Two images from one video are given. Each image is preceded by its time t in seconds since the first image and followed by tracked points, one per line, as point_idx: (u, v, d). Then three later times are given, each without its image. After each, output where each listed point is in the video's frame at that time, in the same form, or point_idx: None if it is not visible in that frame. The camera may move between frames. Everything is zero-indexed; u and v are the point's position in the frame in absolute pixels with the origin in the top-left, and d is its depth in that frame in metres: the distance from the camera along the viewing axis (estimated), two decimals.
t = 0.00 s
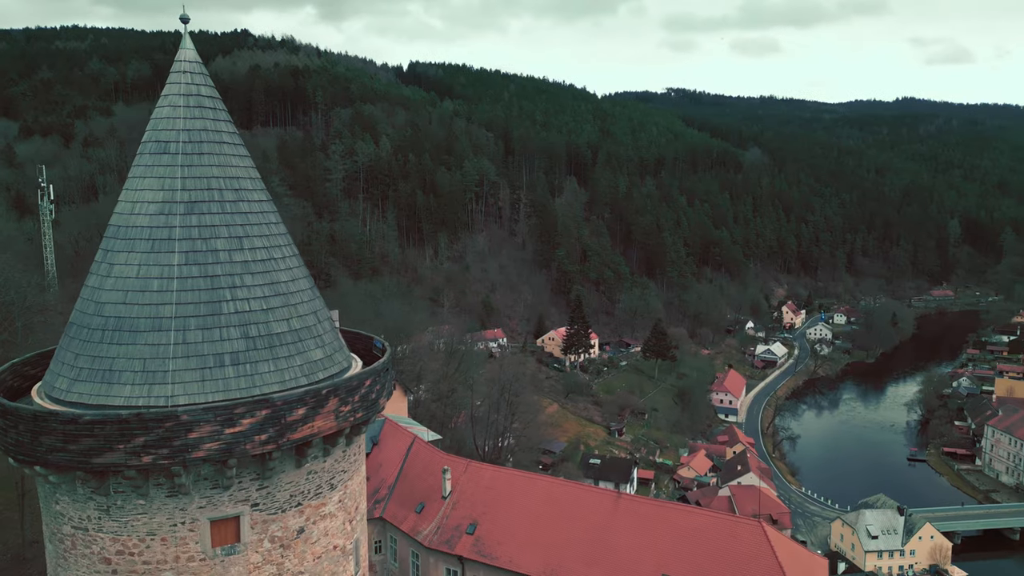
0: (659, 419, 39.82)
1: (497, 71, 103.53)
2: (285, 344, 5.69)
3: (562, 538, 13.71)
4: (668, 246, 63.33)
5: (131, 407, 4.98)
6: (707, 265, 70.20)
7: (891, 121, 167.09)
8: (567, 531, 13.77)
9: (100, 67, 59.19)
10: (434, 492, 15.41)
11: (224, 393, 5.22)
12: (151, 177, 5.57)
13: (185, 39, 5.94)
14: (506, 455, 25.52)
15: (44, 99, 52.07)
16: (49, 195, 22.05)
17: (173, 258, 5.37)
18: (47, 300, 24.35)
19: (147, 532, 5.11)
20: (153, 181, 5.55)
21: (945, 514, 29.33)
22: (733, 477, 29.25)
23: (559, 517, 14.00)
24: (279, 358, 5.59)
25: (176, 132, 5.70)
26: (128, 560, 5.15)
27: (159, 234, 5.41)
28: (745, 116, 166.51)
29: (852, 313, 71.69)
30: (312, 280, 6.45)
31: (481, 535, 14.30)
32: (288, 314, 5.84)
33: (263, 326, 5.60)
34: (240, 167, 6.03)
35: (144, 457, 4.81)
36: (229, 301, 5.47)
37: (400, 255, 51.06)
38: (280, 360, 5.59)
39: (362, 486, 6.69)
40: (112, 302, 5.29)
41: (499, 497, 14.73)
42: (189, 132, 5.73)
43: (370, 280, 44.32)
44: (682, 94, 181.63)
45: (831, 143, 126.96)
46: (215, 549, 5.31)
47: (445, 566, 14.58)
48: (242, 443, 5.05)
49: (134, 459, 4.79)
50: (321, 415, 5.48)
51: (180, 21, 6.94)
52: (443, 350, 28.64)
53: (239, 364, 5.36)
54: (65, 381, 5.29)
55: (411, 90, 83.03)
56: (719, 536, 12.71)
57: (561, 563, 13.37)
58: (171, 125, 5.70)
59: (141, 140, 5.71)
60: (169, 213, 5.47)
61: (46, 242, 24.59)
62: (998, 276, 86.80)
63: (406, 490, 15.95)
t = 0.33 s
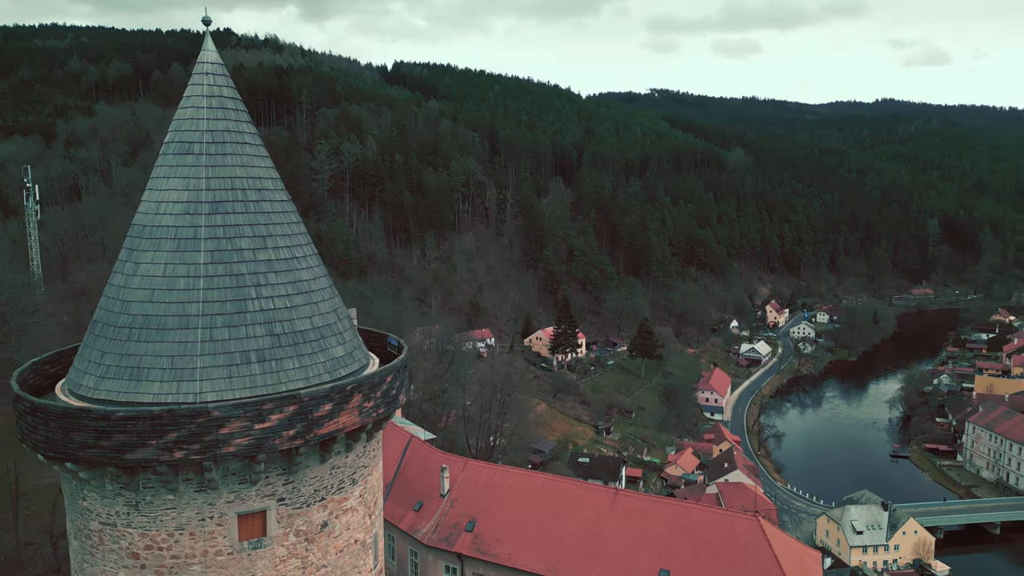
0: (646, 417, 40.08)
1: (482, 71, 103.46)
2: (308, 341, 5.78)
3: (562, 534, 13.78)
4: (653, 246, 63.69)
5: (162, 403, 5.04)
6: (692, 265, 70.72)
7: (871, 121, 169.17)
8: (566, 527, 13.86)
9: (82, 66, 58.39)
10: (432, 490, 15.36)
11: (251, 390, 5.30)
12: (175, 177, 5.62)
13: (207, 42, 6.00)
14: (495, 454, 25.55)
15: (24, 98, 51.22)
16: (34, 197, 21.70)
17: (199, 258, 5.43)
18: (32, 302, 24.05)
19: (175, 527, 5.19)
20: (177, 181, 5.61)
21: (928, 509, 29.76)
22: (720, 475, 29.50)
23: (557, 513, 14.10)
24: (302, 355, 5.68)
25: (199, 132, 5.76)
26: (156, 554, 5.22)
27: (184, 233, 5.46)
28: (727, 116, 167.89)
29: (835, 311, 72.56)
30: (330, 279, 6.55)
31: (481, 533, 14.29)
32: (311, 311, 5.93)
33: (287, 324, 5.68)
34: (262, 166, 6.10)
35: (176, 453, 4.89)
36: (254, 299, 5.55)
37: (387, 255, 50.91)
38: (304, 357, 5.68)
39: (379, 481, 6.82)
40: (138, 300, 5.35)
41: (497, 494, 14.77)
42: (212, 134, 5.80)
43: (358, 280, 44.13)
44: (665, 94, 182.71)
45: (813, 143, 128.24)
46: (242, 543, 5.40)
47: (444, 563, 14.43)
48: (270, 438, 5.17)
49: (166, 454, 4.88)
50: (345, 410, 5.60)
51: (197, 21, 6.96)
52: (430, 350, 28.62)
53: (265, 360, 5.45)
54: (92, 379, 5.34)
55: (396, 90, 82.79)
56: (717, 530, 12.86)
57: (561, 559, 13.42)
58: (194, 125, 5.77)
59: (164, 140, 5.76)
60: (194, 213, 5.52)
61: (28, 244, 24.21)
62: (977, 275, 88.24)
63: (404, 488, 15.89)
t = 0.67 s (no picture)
0: (619, 415, 40.46)
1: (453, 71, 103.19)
2: (315, 337, 5.77)
3: (547, 530, 13.89)
4: (626, 246, 64.27)
5: (173, 401, 4.99)
6: (663, 264, 71.64)
7: (835, 122, 173.00)
8: (551, 522, 13.98)
9: (42, 63, 56.71)
10: (416, 489, 15.31)
11: (261, 387, 5.28)
12: (182, 176, 5.56)
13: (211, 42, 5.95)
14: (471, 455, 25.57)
15: None
16: None
17: (207, 256, 5.39)
18: None
19: (187, 523, 5.15)
20: (184, 180, 5.55)
21: (893, 501, 30.64)
22: (693, 471, 29.93)
23: (542, 509, 14.21)
24: (310, 352, 5.67)
25: (205, 132, 5.70)
26: (167, 551, 5.17)
27: (192, 232, 5.42)
28: (696, 117, 170.12)
29: (801, 309, 74.09)
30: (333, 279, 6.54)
31: (466, 530, 14.32)
32: (316, 309, 5.90)
33: (294, 321, 5.66)
34: (266, 165, 6.06)
35: (189, 449, 4.87)
36: (262, 297, 5.52)
37: (360, 255, 50.50)
38: (311, 355, 5.67)
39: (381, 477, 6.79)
40: (147, 299, 5.29)
41: (482, 491, 14.82)
42: (218, 134, 5.74)
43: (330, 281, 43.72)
44: (635, 95, 184.62)
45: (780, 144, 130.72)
46: (252, 538, 5.38)
47: (430, 561, 14.40)
48: (282, 433, 5.16)
49: (181, 451, 4.86)
50: (353, 405, 5.61)
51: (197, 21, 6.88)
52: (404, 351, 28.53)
53: (274, 358, 5.43)
54: (99, 378, 5.26)
55: (367, 90, 82.17)
56: (698, 521, 13.13)
57: (547, 555, 13.53)
58: (200, 125, 5.70)
59: (169, 139, 5.69)
60: (201, 212, 5.47)
61: None
62: (937, 273, 90.91)
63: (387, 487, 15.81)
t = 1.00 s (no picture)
0: (574, 413, 40.88)
1: (405, 71, 102.38)
2: (299, 336, 5.66)
3: (513, 526, 13.99)
4: (578, 245, 65.14)
5: (161, 401, 4.85)
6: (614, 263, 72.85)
7: (778, 124, 178.98)
8: (517, 519, 14.08)
9: None
10: (380, 489, 15.17)
11: (247, 385, 5.16)
12: (163, 176, 5.41)
13: (190, 42, 5.82)
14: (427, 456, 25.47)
15: None
16: None
17: (190, 255, 5.24)
18: None
19: (173, 523, 5.00)
20: (164, 178, 5.40)
21: (837, 490, 31.97)
22: (646, 465, 30.57)
23: (509, 506, 14.29)
24: (294, 352, 5.56)
25: (186, 132, 5.55)
26: (153, 551, 4.99)
27: (175, 231, 5.27)
28: (645, 119, 173.64)
29: (747, 306, 76.34)
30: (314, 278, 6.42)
31: (432, 528, 14.28)
32: (300, 308, 5.79)
33: (279, 320, 5.55)
34: (248, 164, 5.93)
35: (179, 448, 4.74)
36: (247, 297, 5.41)
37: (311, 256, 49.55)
38: (296, 354, 5.56)
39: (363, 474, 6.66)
40: (130, 300, 5.12)
41: (448, 490, 14.79)
42: (200, 133, 5.59)
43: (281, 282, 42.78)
44: (585, 96, 186.99)
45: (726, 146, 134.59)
46: (239, 536, 5.23)
47: (395, 561, 14.33)
48: (271, 430, 5.05)
49: (169, 450, 4.73)
50: (340, 402, 5.52)
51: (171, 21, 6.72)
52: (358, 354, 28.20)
53: (260, 357, 5.31)
54: (81, 379, 5.07)
55: (316, 88, 80.75)
56: (661, 513, 13.47)
57: (512, 550, 13.63)
58: (181, 125, 5.55)
59: (147, 139, 5.52)
60: (184, 211, 5.33)
61: None
62: (874, 270, 95.02)
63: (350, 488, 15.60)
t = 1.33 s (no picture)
0: (517, 411, 41.14)
1: (341, 69, 100.54)
2: (267, 336, 5.56)
3: (465, 524, 14.04)
4: (519, 246, 65.83)
5: (131, 403, 4.72)
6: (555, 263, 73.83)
7: (709, 127, 185.35)
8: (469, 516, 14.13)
9: None
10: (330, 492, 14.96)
11: (217, 387, 5.06)
12: (126, 175, 5.24)
13: (150, 39, 5.63)
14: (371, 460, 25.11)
15: None
16: None
17: (156, 256, 5.12)
18: None
19: (143, 525, 4.85)
20: (126, 178, 5.24)
21: (770, 480, 33.44)
22: (589, 462, 31.12)
23: (461, 504, 14.32)
24: (263, 350, 5.46)
25: (149, 132, 5.39)
26: (122, 554, 4.85)
27: (139, 232, 5.12)
28: (582, 121, 176.65)
29: (682, 304, 78.67)
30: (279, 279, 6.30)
31: (383, 529, 14.22)
32: (267, 308, 5.68)
33: (246, 320, 5.43)
34: (212, 164, 5.80)
35: (151, 450, 4.64)
36: (214, 298, 5.30)
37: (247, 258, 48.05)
38: (265, 353, 5.46)
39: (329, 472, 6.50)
40: (93, 301, 4.96)
41: (399, 490, 14.70)
42: (162, 133, 5.43)
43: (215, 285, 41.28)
44: (523, 97, 188.55)
45: (660, 149, 138.60)
46: (210, 537, 5.10)
47: (347, 563, 14.20)
48: (244, 430, 4.96)
49: (141, 451, 4.61)
50: (311, 399, 5.42)
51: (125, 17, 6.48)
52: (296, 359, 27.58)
53: (229, 357, 5.21)
54: (43, 383, 4.88)
55: (249, 85, 78.32)
56: (611, 505, 13.78)
57: (465, 548, 13.71)
58: (143, 125, 5.38)
59: (106, 138, 5.34)
60: (148, 211, 5.19)
61: None
62: (801, 267, 99.68)
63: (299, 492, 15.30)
